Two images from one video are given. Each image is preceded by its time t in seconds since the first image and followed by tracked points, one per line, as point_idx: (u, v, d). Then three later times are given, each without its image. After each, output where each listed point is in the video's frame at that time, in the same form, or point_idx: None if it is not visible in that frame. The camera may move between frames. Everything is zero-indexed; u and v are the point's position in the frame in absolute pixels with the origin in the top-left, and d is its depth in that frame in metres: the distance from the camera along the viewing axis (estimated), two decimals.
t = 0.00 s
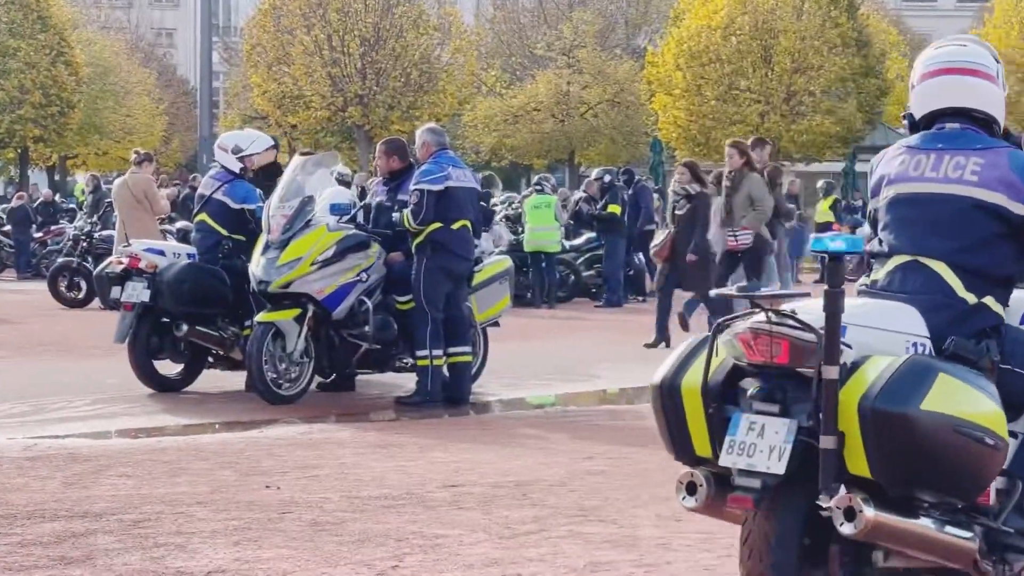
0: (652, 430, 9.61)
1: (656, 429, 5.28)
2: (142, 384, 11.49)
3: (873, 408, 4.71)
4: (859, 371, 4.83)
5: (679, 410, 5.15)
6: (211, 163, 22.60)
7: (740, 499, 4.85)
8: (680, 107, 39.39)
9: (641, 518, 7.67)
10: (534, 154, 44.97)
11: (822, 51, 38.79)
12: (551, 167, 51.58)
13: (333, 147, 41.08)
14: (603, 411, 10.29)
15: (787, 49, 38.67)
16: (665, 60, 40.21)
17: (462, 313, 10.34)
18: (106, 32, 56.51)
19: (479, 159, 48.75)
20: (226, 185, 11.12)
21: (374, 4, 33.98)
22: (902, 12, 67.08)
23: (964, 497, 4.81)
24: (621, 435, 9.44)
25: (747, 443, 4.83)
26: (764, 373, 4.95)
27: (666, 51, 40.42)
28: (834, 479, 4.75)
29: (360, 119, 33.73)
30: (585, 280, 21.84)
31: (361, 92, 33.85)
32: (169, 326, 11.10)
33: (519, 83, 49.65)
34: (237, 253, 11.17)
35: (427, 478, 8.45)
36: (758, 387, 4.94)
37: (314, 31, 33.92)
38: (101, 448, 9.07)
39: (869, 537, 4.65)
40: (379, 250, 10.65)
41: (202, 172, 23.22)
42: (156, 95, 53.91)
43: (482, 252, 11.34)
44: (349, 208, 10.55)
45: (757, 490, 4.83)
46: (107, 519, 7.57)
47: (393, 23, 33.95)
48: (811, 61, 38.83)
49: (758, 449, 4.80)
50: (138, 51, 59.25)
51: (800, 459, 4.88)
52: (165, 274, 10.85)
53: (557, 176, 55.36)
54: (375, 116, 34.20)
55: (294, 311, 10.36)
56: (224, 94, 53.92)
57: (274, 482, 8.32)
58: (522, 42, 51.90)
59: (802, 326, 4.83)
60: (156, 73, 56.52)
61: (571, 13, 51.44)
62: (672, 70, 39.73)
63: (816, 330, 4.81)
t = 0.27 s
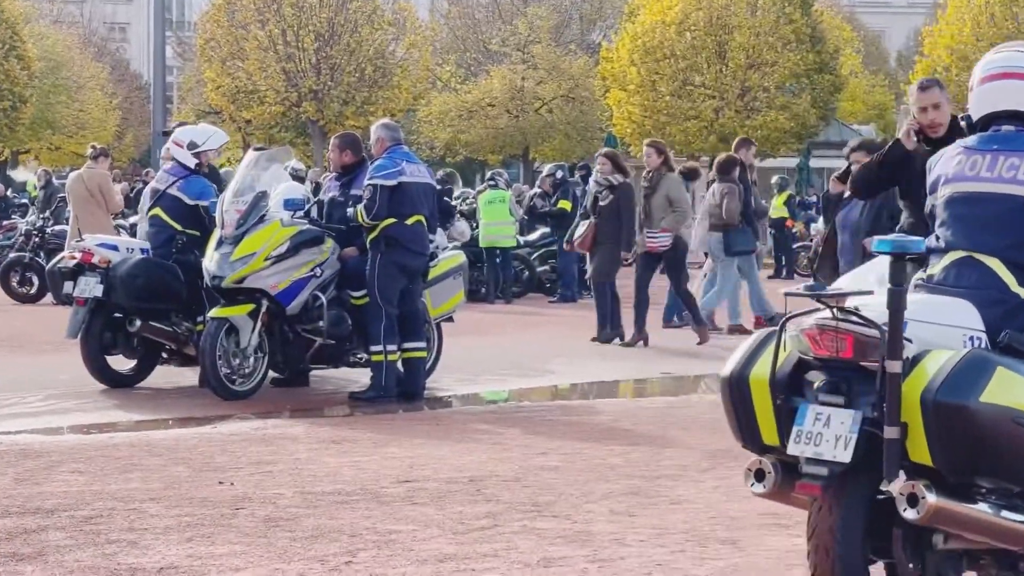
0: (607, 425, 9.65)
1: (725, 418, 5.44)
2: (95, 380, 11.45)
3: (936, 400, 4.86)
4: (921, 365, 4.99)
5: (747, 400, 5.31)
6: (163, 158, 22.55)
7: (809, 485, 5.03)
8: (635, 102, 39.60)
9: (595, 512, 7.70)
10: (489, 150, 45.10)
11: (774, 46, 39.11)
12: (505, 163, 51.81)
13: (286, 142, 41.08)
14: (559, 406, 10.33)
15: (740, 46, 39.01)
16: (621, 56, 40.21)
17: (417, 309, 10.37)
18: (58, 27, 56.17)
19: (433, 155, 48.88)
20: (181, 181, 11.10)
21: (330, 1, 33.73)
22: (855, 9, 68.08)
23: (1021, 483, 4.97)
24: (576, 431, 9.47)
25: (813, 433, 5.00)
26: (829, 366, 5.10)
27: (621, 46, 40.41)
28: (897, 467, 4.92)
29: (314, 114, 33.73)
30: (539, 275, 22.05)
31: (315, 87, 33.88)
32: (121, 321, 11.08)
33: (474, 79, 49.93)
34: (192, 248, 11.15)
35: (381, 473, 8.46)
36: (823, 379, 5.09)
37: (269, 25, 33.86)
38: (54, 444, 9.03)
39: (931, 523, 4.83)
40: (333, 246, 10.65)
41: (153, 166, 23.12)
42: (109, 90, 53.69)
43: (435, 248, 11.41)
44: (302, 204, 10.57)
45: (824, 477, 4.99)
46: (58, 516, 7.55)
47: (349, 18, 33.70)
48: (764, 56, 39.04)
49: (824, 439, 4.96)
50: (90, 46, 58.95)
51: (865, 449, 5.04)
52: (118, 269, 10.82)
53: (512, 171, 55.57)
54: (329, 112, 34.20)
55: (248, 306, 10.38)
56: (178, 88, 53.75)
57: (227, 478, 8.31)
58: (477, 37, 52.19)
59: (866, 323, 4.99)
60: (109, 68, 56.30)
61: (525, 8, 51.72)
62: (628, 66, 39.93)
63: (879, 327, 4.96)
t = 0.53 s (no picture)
0: (562, 423, 9.68)
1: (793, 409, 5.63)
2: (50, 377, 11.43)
3: (994, 389, 5.14)
4: (979, 357, 5.27)
5: (812, 390, 5.50)
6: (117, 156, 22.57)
7: (872, 471, 5.30)
8: (591, 98, 42.59)
9: (550, 510, 7.72)
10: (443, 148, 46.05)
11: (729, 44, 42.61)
12: (460, 159, 52.65)
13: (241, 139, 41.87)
14: (515, 404, 10.35)
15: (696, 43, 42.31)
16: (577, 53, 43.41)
17: (372, 307, 10.38)
18: (12, 24, 56.28)
19: (387, 152, 49.67)
20: (138, 180, 11.07)
21: None
22: (807, 8, 69.52)
23: None
24: (531, 429, 9.49)
25: (876, 420, 5.24)
26: (893, 358, 5.34)
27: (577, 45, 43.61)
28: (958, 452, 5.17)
29: (270, 112, 34.63)
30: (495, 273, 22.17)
31: (271, 84, 34.88)
32: (75, 319, 11.07)
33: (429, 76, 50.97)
34: (146, 246, 11.14)
35: (337, 471, 8.45)
36: (886, 370, 5.32)
37: (225, 22, 34.69)
38: (8, 443, 8.98)
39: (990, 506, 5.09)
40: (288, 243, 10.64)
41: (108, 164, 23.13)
42: (65, 87, 53.93)
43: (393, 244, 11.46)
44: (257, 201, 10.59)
45: (888, 464, 5.26)
46: (11, 515, 7.51)
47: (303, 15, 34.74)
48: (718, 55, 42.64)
49: (887, 427, 5.22)
50: (44, 43, 59.13)
51: (927, 436, 5.28)
52: (72, 267, 10.78)
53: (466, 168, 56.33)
54: (284, 108, 35.11)
55: (203, 304, 10.37)
56: (132, 85, 54.07)
57: (182, 476, 8.28)
58: (432, 34, 53.30)
59: (927, 316, 5.26)
60: (65, 65, 56.54)
61: (479, 6, 52.78)
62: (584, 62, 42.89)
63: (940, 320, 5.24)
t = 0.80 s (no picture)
0: (522, 423, 9.71)
1: (858, 402, 6.04)
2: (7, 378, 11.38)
3: None
4: None
5: (876, 382, 5.92)
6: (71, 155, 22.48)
7: (931, 457, 5.64)
8: (549, 99, 43.20)
9: (509, 509, 7.74)
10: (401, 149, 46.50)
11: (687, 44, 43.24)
12: (419, 160, 52.93)
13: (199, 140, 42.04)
14: (475, 404, 10.36)
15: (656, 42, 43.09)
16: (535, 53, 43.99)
17: (330, 306, 10.38)
18: None
19: (345, 152, 49.90)
20: (93, 179, 11.05)
21: None
22: (767, 8, 70.10)
23: None
24: (489, 429, 9.51)
25: (936, 409, 5.65)
26: (950, 350, 5.73)
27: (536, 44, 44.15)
28: (1013, 439, 5.53)
29: (228, 111, 34.91)
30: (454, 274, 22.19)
31: (229, 83, 35.10)
32: (32, 319, 11.05)
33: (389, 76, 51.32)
34: (102, 246, 11.11)
35: (295, 471, 8.45)
36: (944, 361, 5.71)
37: (182, 21, 34.97)
38: None
39: None
40: (247, 243, 10.63)
41: (64, 163, 23.02)
42: (21, 86, 53.77)
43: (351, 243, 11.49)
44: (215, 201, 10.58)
45: (947, 449, 5.61)
46: None
47: (261, 14, 35.05)
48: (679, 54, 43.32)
49: (946, 416, 5.61)
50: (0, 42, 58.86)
51: (984, 424, 5.65)
52: (28, 266, 10.74)
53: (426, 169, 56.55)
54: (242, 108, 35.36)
55: (161, 304, 10.35)
56: (89, 83, 54.00)
57: (139, 477, 8.27)
58: (391, 34, 53.68)
59: (982, 311, 5.65)
60: (21, 64, 56.32)
61: (438, 6, 53.17)
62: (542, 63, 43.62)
63: (994, 314, 5.62)
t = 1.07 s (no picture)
0: (481, 426, 9.71)
1: (919, 390, 6.28)
2: None
3: None
4: None
5: (933, 373, 6.15)
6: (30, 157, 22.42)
7: (990, 444, 5.88)
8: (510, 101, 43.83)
9: (468, 512, 7.76)
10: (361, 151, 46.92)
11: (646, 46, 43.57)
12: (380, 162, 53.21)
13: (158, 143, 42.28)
14: (434, 407, 10.35)
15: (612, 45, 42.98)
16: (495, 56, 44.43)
17: (289, 309, 10.43)
18: None
19: (306, 155, 50.16)
20: (48, 181, 11.04)
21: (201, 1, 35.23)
22: (726, 10, 70.68)
23: None
24: (448, 432, 9.52)
25: (993, 399, 5.85)
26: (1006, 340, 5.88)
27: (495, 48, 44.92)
28: None
29: (186, 113, 35.16)
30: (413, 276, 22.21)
31: (188, 86, 35.36)
32: None
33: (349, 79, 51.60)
34: (58, 249, 11.10)
35: (254, 474, 8.45)
36: (1000, 352, 5.88)
37: (141, 24, 35.21)
38: None
39: None
40: (206, 246, 10.65)
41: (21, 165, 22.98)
42: None
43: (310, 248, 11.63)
44: (174, 203, 10.60)
45: (1005, 436, 5.85)
46: None
47: (220, 17, 35.36)
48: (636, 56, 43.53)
49: (1003, 404, 5.81)
50: None
51: None
52: None
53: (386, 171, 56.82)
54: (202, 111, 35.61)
55: (119, 307, 10.32)
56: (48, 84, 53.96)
57: (97, 480, 8.25)
58: (351, 36, 53.94)
59: None
60: None
61: (398, 8, 53.48)
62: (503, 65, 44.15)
63: None
